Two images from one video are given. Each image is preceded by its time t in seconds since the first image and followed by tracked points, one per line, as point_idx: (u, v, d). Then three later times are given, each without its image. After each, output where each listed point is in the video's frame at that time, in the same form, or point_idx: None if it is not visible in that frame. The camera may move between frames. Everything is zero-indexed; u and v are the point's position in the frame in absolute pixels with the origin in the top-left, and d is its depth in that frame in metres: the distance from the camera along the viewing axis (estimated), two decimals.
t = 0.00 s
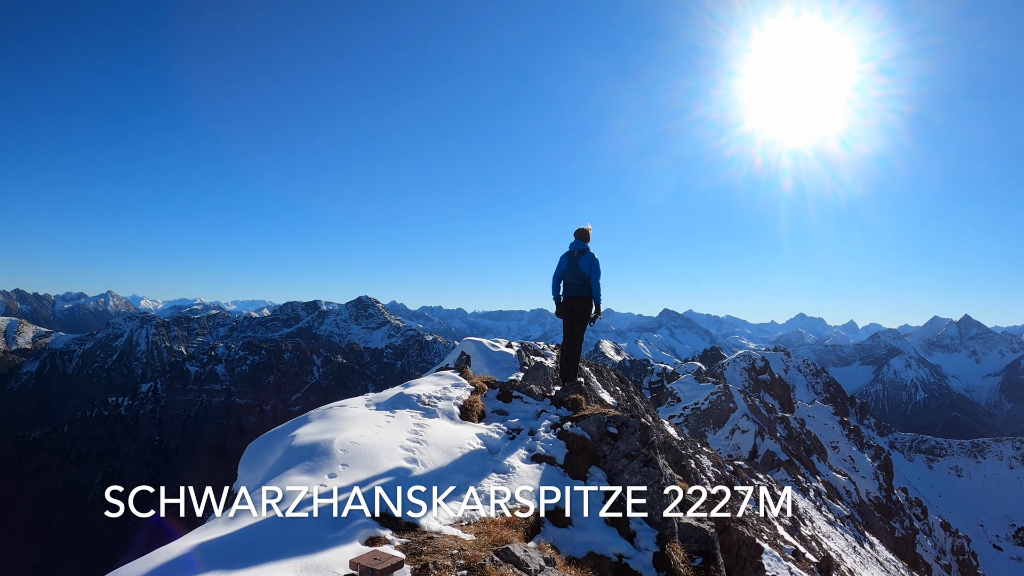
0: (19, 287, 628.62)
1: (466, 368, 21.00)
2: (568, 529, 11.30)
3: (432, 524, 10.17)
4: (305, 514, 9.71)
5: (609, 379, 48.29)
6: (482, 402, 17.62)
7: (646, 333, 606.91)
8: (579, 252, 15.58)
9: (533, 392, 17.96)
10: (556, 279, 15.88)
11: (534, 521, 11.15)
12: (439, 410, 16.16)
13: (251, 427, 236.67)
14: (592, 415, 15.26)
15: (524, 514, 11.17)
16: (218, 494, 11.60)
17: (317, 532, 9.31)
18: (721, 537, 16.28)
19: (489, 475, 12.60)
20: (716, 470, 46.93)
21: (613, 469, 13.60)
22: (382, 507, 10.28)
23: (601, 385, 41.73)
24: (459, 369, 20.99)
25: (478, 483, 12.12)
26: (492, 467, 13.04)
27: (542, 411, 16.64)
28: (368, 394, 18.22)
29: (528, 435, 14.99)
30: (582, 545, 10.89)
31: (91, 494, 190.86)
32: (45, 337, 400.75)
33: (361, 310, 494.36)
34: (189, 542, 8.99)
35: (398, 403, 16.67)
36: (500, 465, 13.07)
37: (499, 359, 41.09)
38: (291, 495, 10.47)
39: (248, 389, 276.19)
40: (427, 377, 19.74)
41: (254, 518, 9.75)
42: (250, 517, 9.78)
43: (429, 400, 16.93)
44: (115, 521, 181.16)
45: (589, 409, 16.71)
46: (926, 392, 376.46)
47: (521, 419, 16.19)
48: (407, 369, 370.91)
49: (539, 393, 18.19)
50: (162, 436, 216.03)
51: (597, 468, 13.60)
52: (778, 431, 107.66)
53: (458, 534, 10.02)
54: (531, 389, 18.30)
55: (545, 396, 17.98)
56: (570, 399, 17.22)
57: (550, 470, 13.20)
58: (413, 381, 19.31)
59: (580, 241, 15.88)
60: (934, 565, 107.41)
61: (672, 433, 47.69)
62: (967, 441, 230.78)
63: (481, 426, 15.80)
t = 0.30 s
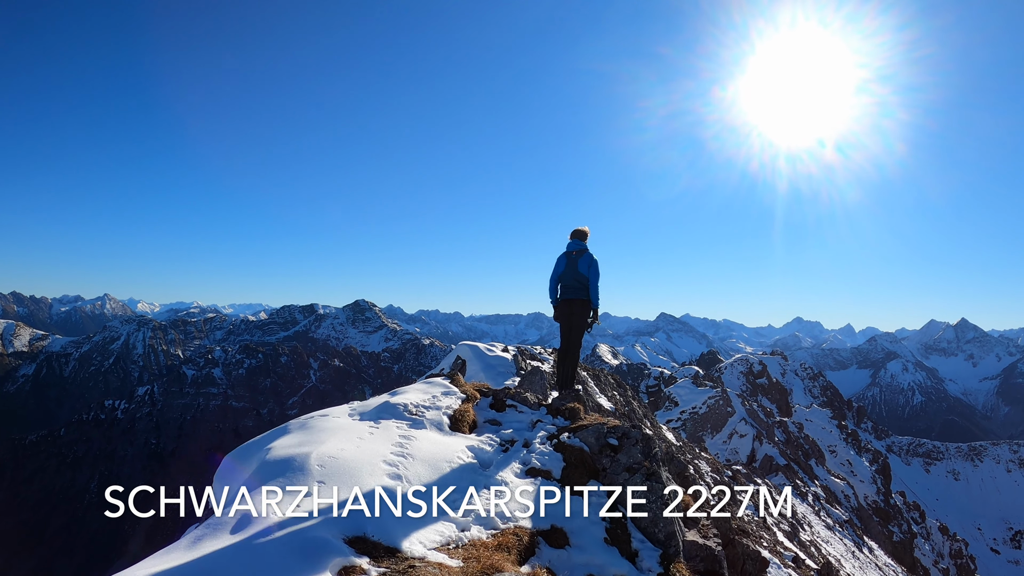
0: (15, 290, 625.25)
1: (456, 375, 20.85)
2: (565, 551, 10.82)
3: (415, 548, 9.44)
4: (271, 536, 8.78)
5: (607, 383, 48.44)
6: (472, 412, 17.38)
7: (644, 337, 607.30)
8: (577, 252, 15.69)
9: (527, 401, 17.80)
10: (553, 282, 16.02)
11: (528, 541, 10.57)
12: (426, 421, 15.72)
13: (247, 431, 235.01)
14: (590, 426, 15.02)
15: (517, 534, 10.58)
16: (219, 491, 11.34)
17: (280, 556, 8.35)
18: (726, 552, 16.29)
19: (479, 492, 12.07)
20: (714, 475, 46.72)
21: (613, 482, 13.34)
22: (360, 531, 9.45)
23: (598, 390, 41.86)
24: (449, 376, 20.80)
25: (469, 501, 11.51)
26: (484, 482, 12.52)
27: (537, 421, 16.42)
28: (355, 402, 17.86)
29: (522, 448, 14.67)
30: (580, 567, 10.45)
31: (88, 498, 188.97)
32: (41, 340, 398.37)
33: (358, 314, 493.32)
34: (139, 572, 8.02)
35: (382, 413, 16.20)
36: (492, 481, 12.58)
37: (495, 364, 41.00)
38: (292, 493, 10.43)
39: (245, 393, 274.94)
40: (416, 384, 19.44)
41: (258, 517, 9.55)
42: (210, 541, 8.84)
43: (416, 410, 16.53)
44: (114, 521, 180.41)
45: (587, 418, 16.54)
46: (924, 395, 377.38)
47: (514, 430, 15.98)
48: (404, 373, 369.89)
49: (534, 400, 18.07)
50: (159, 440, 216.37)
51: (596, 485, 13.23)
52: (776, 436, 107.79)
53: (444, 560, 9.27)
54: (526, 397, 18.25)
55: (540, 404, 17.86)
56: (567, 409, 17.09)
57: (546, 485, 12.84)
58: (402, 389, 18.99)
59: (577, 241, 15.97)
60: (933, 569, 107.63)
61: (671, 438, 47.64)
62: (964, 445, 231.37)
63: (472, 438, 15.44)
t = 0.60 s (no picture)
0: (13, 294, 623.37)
1: (455, 394, 19.46)
2: None
3: None
4: None
5: (607, 390, 48.35)
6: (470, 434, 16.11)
7: (642, 341, 607.82)
8: (581, 260, 15.72)
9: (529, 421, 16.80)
10: (556, 292, 15.82)
11: None
12: (419, 446, 14.46)
13: (246, 435, 234.00)
14: (596, 449, 14.06)
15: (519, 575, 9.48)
16: (212, 489, 11.44)
17: None
18: None
19: (477, 525, 10.85)
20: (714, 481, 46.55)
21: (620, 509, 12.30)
22: None
23: (598, 396, 41.83)
24: (446, 395, 19.40)
25: (465, 536, 10.39)
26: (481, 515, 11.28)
27: (539, 443, 15.35)
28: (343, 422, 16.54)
29: (523, 473, 13.48)
30: None
31: (86, 501, 187.94)
32: (39, 343, 396.66)
33: (356, 318, 492.66)
34: None
35: (372, 435, 14.85)
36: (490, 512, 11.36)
37: (493, 371, 40.93)
38: (295, 493, 10.57)
39: (244, 396, 274.29)
40: (408, 404, 18.09)
41: (258, 518, 9.81)
42: None
43: (408, 432, 15.18)
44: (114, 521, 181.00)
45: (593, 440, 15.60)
46: (922, 398, 377.94)
47: (518, 455, 14.72)
48: (403, 377, 369.25)
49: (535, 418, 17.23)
50: (156, 444, 215.74)
51: (602, 510, 12.15)
52: (776, 440, 107.87)
53: None
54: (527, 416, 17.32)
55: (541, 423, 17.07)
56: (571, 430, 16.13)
57: (551, 517, 11.56)
58: (393, 409, 17.59)
59: (581, 250, 15.93)
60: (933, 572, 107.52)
61: (671, 445, 47.39)
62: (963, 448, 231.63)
63: (470, 462, 14.24)
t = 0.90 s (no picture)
0: (10, 301, 621.08)
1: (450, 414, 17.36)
2: None
3: None
4: None
5: (606, 398, 48.08)
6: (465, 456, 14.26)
7: (641, 346, 608.38)
8: (581, 273, 15.52)
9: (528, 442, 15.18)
10: (553, 303, 15.52)
11: None
12: (413, 471, 12.65)
13: (245, 442, 232.80)
14: (597, 473, 12.72)
15: None
16: (222, 487, 10.93)
17: None
18: None
19: (473, 559, 9.64)
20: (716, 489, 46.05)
21: (625, 539, 11.16)
22: None
23: (597, 404, 41.72)
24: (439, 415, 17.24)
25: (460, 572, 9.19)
26: (479, 548, 9.99)
27: (537, 465, 13.88)
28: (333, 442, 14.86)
29: (523, 499, 12.08)
30: None
31: (85, 508, 186.44)
32: (37, 350, 394.75)
33: (354, 325, 492.27)
34: None
35: (364, 460, 12.93)
36: (489, 544, 10.09)
37: (491, 380, 40.58)
38: (292, 495, 10.48)
39: (242, 403, 273.04)
40: (396, 426, 15.98)
41: (259, 517, 9.55)
42: None
43: (402, 457, 13.33)
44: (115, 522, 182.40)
45: (595, 463, 14.16)
46: (921, 402, 378.06)
47: (519, 479, 13.15)
48: (402, 383, 368.20)
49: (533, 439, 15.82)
50: (155, 451, 214.56)
51: (604, 537, 11.17)
52: (776, 446, 107.68)
53: None
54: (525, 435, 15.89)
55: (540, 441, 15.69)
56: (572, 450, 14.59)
57: (549, 546, 10.44)
58: (382, 430, 15.61)
59: (577, 263, 15.85)
60: None
61: (671, 453, 46.96)
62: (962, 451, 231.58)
63: (470, 490, 12.62)
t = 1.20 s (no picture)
0: (10, 309, 620.43)
1: (449, 428, 16.45)
2: None
3: None
4: None
5: (607, 406, 48.02)
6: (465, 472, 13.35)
7: (640, 352, 608.00)
8: (572, 280, 15.11)
9: (530, 459, 14.13)
10: (545, 312, 14.83)
11: None
12: (408, 491, 11.85)
13: (245, 449, 232.04)
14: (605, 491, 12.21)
15: None
16: (219, 499, 10.51)
17: None
18: None
19: None
20: (718, 495, 45.79)
21: (636, 562, 10.69)
22: None
23: (597, 412, 41.60)
24: (438, 428, 16.34)
25: None
26: (479, 571, 9.42)
27: (540, 481, 13.02)
28: (325, 461, 14.11)
29: (526, 521, 11.27)
30: None
31: (85, 517, 185.37)
32: (37, 358, 393.80)
33: (354, 332, 491.73)
34: None
35: (358, 478, 12.21)
36: (489, 568, 9.47)
37: (491, 390, 40.43)
38: (293, 494, 10.97)
39: (242, 411, 271.60)
40: (389, 443, 14.99)
41: (247, 536, 9.23)
42: None
43: (398, 478, 12.46)
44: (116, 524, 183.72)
45: (601, 479, 13.35)
46: (921, 406, 377.02)
47: (521, 497, 12.23)
48: (401, 390, 367.25)
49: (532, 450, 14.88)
50: (155, 458, 213.78)
51: (613, 560, 10.66)
52: (777, 452, 107.33)
53: None
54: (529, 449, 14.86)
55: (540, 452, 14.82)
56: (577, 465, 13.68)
57: (557, 570, 9.83)
58: (375, 448, 14.66)
59: (565, 270, 15.44)
60: None
61: (673, 461, 46.69)
62: (963, 454, 230.67)
63: (470, 510, 11.74)
